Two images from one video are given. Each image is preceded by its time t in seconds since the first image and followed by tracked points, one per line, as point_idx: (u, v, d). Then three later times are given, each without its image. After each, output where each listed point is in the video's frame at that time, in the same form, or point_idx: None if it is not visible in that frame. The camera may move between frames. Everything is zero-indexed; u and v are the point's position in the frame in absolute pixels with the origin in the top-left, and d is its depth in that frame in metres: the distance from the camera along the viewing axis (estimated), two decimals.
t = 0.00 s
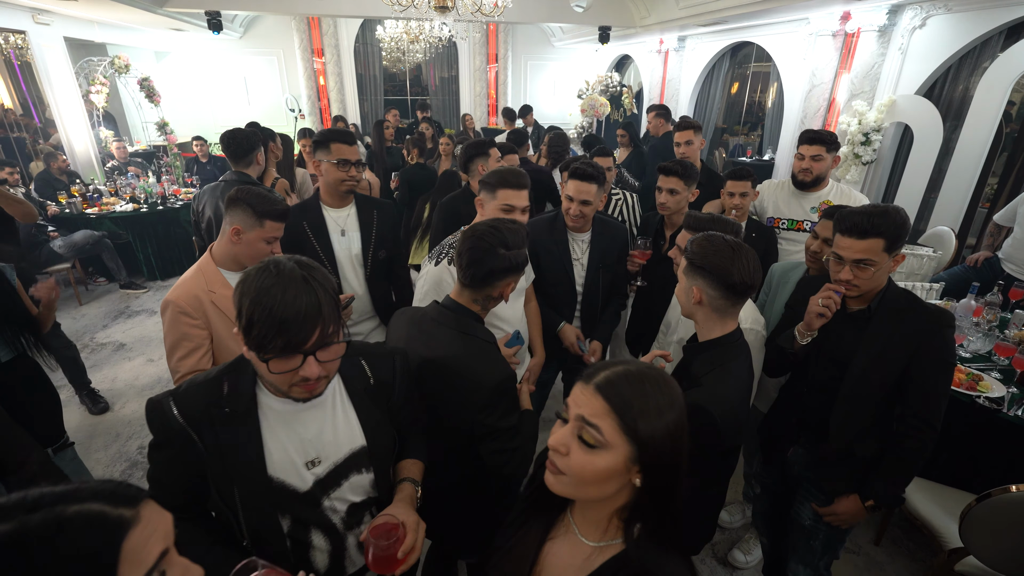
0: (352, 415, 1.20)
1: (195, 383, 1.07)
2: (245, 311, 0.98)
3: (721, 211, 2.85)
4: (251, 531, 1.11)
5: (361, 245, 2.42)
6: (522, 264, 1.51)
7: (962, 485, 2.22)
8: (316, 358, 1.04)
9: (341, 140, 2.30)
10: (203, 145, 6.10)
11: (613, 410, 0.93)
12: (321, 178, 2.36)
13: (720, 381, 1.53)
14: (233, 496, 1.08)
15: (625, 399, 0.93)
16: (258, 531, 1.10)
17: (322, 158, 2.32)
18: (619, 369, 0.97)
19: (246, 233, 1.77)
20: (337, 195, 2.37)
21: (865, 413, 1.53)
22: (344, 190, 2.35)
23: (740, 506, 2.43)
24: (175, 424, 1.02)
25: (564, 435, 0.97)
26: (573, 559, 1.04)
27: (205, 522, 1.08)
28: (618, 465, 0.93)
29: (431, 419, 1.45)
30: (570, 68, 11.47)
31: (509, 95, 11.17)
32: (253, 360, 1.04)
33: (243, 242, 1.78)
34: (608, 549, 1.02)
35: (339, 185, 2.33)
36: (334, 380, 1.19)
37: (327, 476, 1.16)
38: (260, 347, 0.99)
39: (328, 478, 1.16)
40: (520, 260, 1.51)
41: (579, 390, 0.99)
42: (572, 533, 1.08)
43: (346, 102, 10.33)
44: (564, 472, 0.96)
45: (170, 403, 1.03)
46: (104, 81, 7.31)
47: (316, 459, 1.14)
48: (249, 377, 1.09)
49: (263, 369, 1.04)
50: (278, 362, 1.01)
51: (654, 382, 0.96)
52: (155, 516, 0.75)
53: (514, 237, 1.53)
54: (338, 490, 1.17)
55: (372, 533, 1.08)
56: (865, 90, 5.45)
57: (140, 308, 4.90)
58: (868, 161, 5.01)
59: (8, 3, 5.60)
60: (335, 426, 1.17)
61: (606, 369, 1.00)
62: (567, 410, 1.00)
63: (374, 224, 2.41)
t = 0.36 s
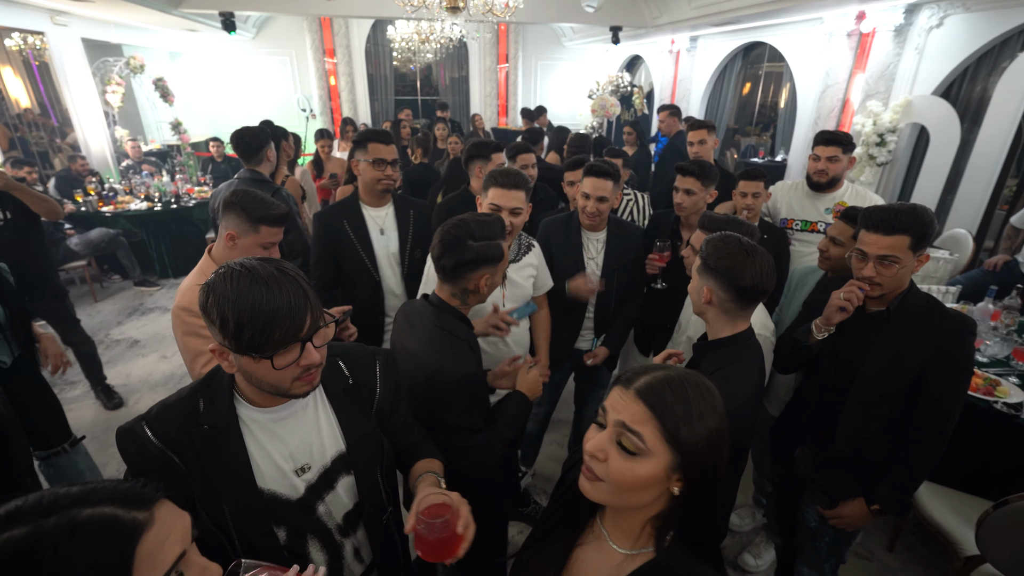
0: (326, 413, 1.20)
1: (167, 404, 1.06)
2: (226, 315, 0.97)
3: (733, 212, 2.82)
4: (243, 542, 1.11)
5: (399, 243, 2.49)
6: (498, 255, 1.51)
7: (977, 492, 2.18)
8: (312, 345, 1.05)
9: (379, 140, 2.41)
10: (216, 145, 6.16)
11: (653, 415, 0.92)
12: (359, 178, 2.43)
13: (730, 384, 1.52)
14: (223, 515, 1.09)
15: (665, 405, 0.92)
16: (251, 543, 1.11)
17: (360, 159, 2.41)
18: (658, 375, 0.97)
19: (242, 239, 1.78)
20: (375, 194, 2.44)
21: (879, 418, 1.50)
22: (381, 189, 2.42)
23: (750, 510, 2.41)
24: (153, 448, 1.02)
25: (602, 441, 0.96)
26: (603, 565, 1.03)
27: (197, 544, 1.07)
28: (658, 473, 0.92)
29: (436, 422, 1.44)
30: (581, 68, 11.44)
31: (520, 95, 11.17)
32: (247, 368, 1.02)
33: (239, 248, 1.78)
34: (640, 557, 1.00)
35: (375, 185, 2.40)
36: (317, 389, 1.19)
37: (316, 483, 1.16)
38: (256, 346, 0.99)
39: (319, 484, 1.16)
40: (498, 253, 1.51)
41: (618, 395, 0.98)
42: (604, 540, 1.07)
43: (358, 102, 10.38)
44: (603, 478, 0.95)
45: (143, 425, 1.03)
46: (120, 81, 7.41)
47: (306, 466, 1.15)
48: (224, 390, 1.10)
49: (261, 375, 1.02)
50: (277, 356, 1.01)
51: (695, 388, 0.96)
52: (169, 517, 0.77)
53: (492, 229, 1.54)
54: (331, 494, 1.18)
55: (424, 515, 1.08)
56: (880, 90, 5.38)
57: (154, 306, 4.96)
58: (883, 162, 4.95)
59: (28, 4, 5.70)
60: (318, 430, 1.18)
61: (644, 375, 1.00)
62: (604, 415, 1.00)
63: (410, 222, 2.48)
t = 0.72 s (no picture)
0: (357, 415, 1.21)
1: (203, 406, 1.07)
2: (262, 316, 0.98)
3: (756, 215, 2.79)
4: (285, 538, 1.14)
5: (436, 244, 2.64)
6: (471, 250, 1.55)
7: (1008, 505, 2.12)
8: (345, 341, 1.07)
9: (414, 141, 2.51)
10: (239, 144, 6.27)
11: (682, 428, 0.92)
12: (398, 179, 2.60)
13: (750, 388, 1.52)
14: (266, 512, 1.11)
15: (694, 417, 0.92)
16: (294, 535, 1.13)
17: (398, 159, 2.56)
18: (691, 385, 0.97)
19: (249, 244, 1.82)
20: (412, 194, 2.60)
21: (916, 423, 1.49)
22: (417, 190, 2.58)
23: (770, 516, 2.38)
24: (191, 449, 1.02)
25: (640, 453, 0.97)
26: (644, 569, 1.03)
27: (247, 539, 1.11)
28: (697, 483, 0.92)
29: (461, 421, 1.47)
30: (599, 68, 11.40)
31: (537, 95, 11.16)
32: (283, 367, 1.03)
33: (246, 254, 1.82)
34: (682, 564, 1.01)
35: (412, 185, 2.56)
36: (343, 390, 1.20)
37: (353, 478, 1.19)
38: (292, 345, 1.00)
39: (354, 481, 1.18)
40: (472, 246, 1.55)
41: (651, 407, 0.99)
42: (640, 539, 1.07)
43: (376, 102, 10.47)
44: (644, 489, 0.96)
45: (183, 426, 1.03)
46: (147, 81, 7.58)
47: (341, 463, 1.17)
48: (258, 390, 1.11)
49: (298, 373, 1.04)
50: (313, 353, 1.02)
51: (732, 398, 0.95)
52: (172, 490, 0.80)
53: (465, 227, 1.59)
54: (366, 491, 1.20)
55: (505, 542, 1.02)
56: (907, 90, 5.27)
57: (177, 301, 5.06)
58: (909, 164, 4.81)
59: (60, 6, 5.86)
60: (352, 426, 1.20)
61: (676, 386, 0.99)
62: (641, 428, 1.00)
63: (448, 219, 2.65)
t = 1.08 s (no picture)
0: (423, 404, 1.26)
1: (286, 381, 1.17)
2: (344, 297, 1.03)
3: (794, 218, 2.75)
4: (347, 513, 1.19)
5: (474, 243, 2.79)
6: (482, 254, 1.53)
7: None
8: (416, 331, 1.10)
9: (455, 144, 2.58)
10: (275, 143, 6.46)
11: (727, 436, 0.93)
12: (438, 181, 2.67)
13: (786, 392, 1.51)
14: (332, 483, 1.17)
15: (738, 424, 0.92)
16: (353, 509, 1.18)
17: (438, 161, 2.63)
18: (736, 392, 0.97)
19: (283, 243, 1.83)
20: (452, 196, 2.71)
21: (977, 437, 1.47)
22: (457, 191, 2.68)
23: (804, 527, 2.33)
24: (271, 416, 1.14)
25: (688, 461, 0.98)
26: (692, 565, 1.03)
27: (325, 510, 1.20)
28: (745, 489, 0.91)
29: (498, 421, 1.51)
30: (628, 69, 11.31)
31: (565, 95, 11.14)
32: (358, 348, 1.08)
33: (281, 252, 1.85)
34: (734, 566, 1.00)
35: (453, 188, 2.65)
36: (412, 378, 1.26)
37: (414, 461, 1.23)
38: (368, 327, 1.05)
39: (415, 464, 1.23)
40: (483, 251, 1.53)
41: (696, 416, 1.00)
42: (693, 540, 1.07)
43: (406, 103, 10.59)
44: (694, 495, 0.97)
45: (267, 399, 1.15)
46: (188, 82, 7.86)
47: (404, 446, 1.22)
48: (335, 370, 1.17)
49: (369, 354, 1.08)
50: (388, 338, 1.06)
51: (777, 405, 0.94)
52: (219, 451, 0.85)
53: (479, 230, 1.56)
54: (426, 475, 1.25)
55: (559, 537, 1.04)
56: (953, 92, 5.09)
57: (214, 295, 5.23)
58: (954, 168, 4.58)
59: (109, 11, 6.12)
60: (418, 412, 1.25)
61: (721, 394, 1.00)
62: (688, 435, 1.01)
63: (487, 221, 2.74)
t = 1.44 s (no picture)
0: (454, 407, 1.29)
1: (328, 376, 1.23)
2: (388, 295, 1.07)
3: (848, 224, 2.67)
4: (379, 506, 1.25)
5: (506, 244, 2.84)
6: (533, 252, 1.55)
7: None
8: (454, 332, 1.13)
9: (494, 145, 2.59)
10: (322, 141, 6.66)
11: (798, 437, 0.92)
12: (471, 182, 2.71)
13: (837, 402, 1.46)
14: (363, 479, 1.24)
15: (812, 428, 0.92)
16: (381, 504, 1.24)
17: (475, 163, 2.65)
18: (810, 400, 0.97)
19: (333, 242, 1.90)
20: (486, 197, 2.75)
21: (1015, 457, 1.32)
22: (494, 193, 2.72)
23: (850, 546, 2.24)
24: (312, 412, 1.20)
25: (753, 461, 0.97)
26: None
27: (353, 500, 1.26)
28: (812, 492, 0.90)
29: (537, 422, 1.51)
30: (671, 69, 11.13)
31: (605, 96, 11.05)
32: (399, 346, 1.11)
33: (332, 250, 1.91)
34: None
35: (491, 189, 2.70)
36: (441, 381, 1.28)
37: (442, 464, 1.27)
38: (409, 326, 1.08)
39: (443, 466, 1.27)
40: (536, 250, 1.55)
41: (766, 419, 1.00)
42: (751, 552, 1.05)
43: (446, 103, 10.70)
44: (756, 497, 0.96)
45: (308, 393, 1.20)
46: (240, 83, 8.20)
47: (432, 448, 1.26)
48: (372, 369, 1.23)
49: (409, 352, 1.11)
50: (428, 337, 1.09)
51: (850, 414, 0.94)
52: (283, 423, 0.88)
53: (533, 228, 1.59)
54: (453, 477, 1.28)
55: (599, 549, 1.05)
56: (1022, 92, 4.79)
57: (261, 288, 5.44)
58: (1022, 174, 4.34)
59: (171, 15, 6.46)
60: (447, 414, 1.28)
61: (793, 401, 1.00)
62: (755, 437, 1.01)
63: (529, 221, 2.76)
